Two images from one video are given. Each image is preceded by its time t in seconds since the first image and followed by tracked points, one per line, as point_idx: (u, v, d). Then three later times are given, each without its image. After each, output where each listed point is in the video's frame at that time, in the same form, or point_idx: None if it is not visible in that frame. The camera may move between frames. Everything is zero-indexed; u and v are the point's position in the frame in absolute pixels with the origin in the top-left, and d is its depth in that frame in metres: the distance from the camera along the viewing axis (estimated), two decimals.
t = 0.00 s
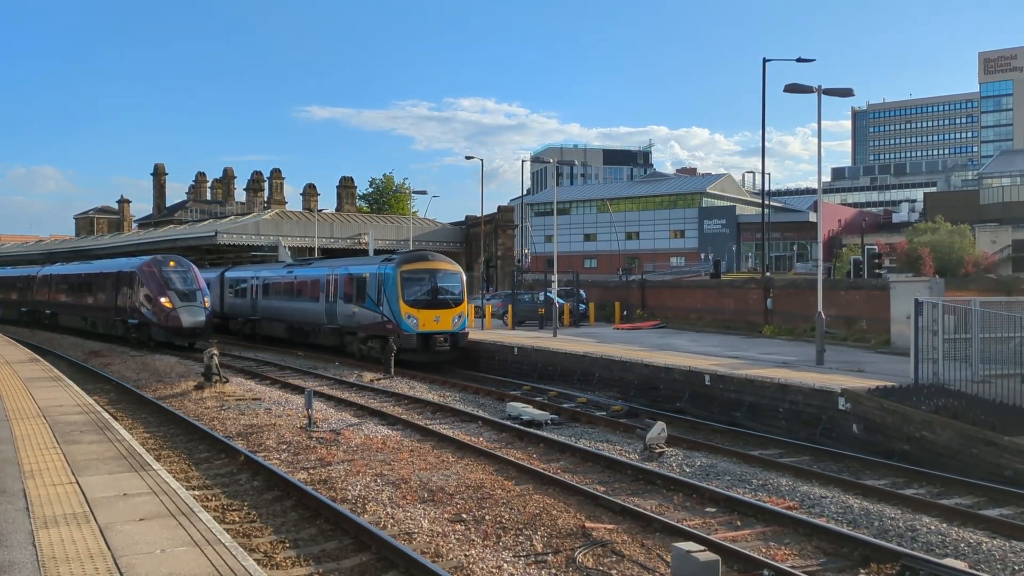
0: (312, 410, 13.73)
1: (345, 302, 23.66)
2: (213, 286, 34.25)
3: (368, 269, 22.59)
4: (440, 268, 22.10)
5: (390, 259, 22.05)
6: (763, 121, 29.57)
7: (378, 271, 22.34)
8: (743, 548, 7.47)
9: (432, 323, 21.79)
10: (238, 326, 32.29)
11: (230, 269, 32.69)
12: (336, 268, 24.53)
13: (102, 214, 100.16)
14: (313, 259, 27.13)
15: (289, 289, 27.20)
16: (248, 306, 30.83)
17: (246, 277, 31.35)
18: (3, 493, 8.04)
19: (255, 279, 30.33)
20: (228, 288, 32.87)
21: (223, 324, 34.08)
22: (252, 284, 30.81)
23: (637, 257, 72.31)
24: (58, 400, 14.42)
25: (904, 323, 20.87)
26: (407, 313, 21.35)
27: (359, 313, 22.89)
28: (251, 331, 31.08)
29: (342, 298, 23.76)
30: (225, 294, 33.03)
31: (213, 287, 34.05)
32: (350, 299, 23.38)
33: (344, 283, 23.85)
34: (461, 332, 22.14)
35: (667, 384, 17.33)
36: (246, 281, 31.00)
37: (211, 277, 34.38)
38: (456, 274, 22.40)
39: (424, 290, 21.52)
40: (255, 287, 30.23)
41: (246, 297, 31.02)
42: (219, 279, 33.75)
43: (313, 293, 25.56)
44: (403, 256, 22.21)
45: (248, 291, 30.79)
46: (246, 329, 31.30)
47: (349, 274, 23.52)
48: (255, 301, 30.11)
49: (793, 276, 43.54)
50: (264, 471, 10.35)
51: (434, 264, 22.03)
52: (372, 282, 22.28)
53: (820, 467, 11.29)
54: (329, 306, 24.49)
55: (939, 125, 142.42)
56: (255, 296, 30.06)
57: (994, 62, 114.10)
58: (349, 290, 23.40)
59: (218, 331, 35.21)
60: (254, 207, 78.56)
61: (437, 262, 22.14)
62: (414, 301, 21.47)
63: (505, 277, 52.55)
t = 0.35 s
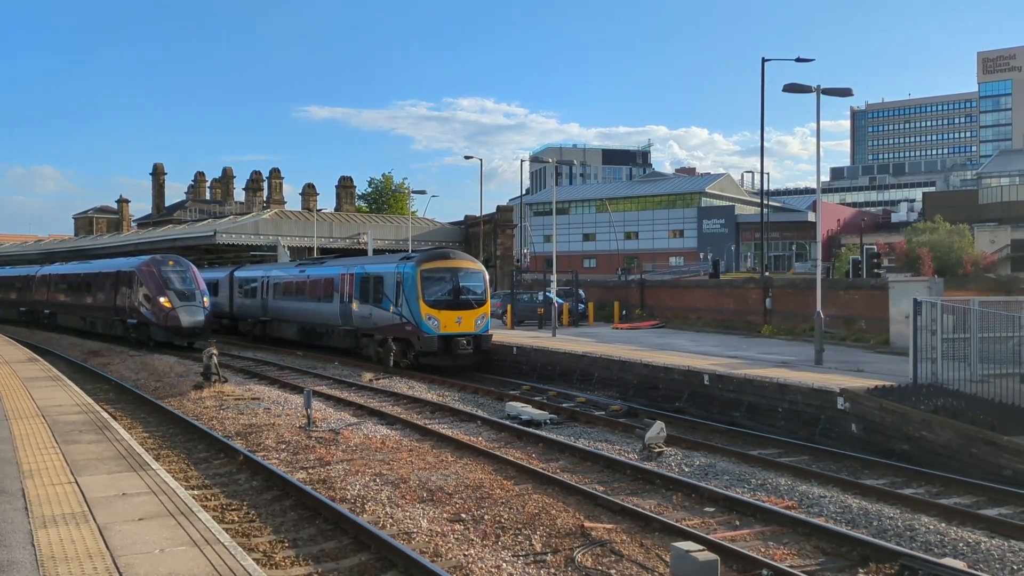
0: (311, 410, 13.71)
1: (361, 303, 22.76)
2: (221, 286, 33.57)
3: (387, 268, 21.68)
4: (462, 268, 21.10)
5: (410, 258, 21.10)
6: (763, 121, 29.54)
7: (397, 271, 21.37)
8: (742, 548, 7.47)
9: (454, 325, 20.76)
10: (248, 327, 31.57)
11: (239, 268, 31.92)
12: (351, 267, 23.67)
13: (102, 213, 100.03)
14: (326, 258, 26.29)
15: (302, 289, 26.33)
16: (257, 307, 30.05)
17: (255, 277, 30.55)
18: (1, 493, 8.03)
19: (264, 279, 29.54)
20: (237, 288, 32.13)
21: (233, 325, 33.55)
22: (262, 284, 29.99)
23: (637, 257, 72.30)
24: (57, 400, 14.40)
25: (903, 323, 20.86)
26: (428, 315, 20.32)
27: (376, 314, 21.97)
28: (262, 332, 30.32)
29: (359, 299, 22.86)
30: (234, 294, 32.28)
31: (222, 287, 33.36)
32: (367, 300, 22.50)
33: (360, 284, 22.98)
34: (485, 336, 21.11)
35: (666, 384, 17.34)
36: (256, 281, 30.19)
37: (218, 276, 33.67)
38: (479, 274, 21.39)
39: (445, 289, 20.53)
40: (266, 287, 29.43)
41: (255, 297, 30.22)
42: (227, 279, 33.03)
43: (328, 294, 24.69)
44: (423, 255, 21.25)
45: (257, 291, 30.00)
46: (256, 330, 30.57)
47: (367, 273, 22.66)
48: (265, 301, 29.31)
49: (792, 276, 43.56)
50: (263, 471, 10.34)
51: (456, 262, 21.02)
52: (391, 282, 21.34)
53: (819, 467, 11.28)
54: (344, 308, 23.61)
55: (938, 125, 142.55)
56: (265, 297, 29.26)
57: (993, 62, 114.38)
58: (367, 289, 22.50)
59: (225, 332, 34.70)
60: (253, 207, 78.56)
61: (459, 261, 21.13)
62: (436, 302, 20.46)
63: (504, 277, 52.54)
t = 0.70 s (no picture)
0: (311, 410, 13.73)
1: (380, 304, 21.62)
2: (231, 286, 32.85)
3: (408, 267, 20.51)
4: (488, 267, 19.94)
5: (433, 256, 19.92)
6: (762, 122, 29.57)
7: (418, 270, 20.19)
8: (741, 548, 7.47)
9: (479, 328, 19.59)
10: (259, 329, 30.75)
11: (250, 268, 31.09)
12: (368, 266, 22.56)
13: (101, 214, 100.05)
14: (341, 256, 25.23)
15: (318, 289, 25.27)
16: (270, 308, 29.16)
17: (267, 277, 29.68)
18: (1, 492, 8.04)
19: (277, 279, 28.67)
20: (248, 288, 31.34)
21: (239, 325, 33.20)
22: (275, 284, 29.11)
23: (637, 257, 72.30)
24: (57, 400, 14.42)
25: (903, 323, 20.86)
26: (452, 317, 19.15)
27: (396, 316, 20.83)
28: (274, 334, 29.48)
29: (377, 299, 21.74)
30: (245, 295, 31.47)
31: (233, 287, 32.61)
32: (386, 300, 21.37)
33: (378, 284, 21.87)
34: (511, 338, 19.92)
35: (666, 384, 17.34)
36: (269, 280, 29.31)
37: (228, 276, 32.94)
38: (505, 274, 20.24)
39: (470, 290, 19.38)
40: (279, 287, 28.54)
41: (268, 297, 29.35)
42: (238, 280, 32.26)
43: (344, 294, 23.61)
44: (445, 253, 20.07)
45: (269, 291, 29.11)
46: (268, 332, 29.78)
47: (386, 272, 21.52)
48: (278, 302, 28.42)
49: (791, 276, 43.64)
50: (263, 472, 10.34)
51: (481, 261, 19.84)
52: (413, 282, 20.16)
53: (819, 467, 11.29)
54: (361, 309, 22.50)
55: (938, 125, 142.55)
56: (278, 297, 28.38)
57: (993, 62, 114.44)
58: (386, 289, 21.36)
59: (234, 333, 34.09)
60: (253, 207, 78.60)
61: (484, 259, 19.94)
62: (460, 303, 19.26)
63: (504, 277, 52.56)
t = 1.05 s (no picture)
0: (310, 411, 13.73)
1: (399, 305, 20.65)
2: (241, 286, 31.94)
3: (431, 266, 19.55)
4: (516, 266, 18.91)
5: (457, 255, 18.93)
6: (762, 121, 29.54)
7: (442, 269, 19.18)
8: (741, 548, 7.47)
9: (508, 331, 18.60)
10: (271, 330, 29.83)
11: (260, 268, 30.13)
12: (386, 266, 21.59)
13: (101, 214, 100.06)
14: (358, 256, 24.28)
15: (333, 289, 24.26)
16: (282, 309, 28.21)
17: (279, 277, 28.72)
18: None
19: (289, 280, 27.70)
20: (258, 289, 30.40)
21: (239, 326, 33.19)
22: (287, 284, 28.14)
23: (636, 258, 72.30)
24: (56, 400, 14.42)
25: (903, 324, 20.85)
26: (479, 319, 18.17)
27: (417, 318, 19.84)
28: (288, 336, 28.58)
29: (398, 300, 20.76)
30: (256, 296, 30.52)
31: (243, 287, 31.69)
32: (406, 301, 20.39)
33: (398, 284, 20.88)
34: (541, 343, 18.91)
35: (665, 384, 17.33)
36: (281, 281, 28.34)
37: (237, 277, 32.03)
38: (534, 273, 19.21)
39: (498, 290, 18.38)
40: (291, 288, 27.56)
41: (280, 298, 28.39)
42: (249, 280, 31.31)
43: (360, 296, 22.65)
44: (471, 250, 19.06)
45: (282, 291, 28.14)
46: (281, 334, 28.90)
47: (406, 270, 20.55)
48: (291, 303, 27.47)
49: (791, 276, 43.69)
50: (262, 472, 10.35)
51: (509, 259, 18.82)
52: (437, 281, 19.18)
53: (819, 467, 11.29)
54: (380, 311, 21.53)
55: (938, 125, 142.57)
56: (291, 299, 27.41)
57: (992, 62, 114.56)
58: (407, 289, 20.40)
59: (245, 334, 33.27)
60: (252, 207, 78.66)
61: (512, 257, 18.92)
62: (487, 304, 18.27)
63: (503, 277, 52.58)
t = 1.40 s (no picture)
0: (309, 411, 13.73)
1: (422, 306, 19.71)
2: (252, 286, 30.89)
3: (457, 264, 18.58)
4: (548, 265, 17.80)
5: (486, 253, 17.90)
6: (762, 121, 29.55)
7: (470, 269, 18.12)
8: (740, 548, 7.47)
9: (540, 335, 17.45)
10: (284, 332, 28.80)
11: (272, 267, 29.13)
12: (408, 265, 20.64)
13: (100, 214, 100.01)
14: (376, 255, 23.33)
15: (351, 291, 23.30)
16: (296, 310, 27.21)
17: (293, 276, 27.71)
18: None
19: (304, 280, 26.71)
20: (271, 289, 29.35)
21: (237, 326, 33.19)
22: (301, 284, 27.14)
23: (636, 258, 72.29)
24: (55, 400, 14.42)
25: (903, 324, 20.86)
26: (509, 322, 17.05)
27: (442, 320, 18.84)
28: (302, 338, 27.48)
29: (421, 302, 19.80)
30: (268, 296, 29.51)
31: (254, 286, 30.63)
32: (430, 301, 19.45)
33: (421, 284, 19.92)
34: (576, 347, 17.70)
35: (665, 384, 17.33)
36: (295, 280, 27.32)
37: (248, 276, 31.00)
38: (568, 273, 18.08)
39: (530, 291, 17.28)
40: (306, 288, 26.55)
41: (294, 299, 27.35)
42: (261, 280, 30.26)
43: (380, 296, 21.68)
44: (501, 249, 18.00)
45: (296, 291, 27.14)
46: (295, 335, 27.81)
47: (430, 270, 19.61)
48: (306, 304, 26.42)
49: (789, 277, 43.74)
50: (262, 472, 10.35)
51: (540, 257, 17.74)
52: (464, 282, 18.15)
53: (818, 467, 11.29)
54: (401, 313, 20.56)
55: (937, 126, 142.66)
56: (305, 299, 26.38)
57: (991, 62, 114.76)
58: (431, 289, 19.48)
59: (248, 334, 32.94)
60: (252, 207, 78.69)
61: (543, 255, 17.83)
62: (518, 305, 17.16)
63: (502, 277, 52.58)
